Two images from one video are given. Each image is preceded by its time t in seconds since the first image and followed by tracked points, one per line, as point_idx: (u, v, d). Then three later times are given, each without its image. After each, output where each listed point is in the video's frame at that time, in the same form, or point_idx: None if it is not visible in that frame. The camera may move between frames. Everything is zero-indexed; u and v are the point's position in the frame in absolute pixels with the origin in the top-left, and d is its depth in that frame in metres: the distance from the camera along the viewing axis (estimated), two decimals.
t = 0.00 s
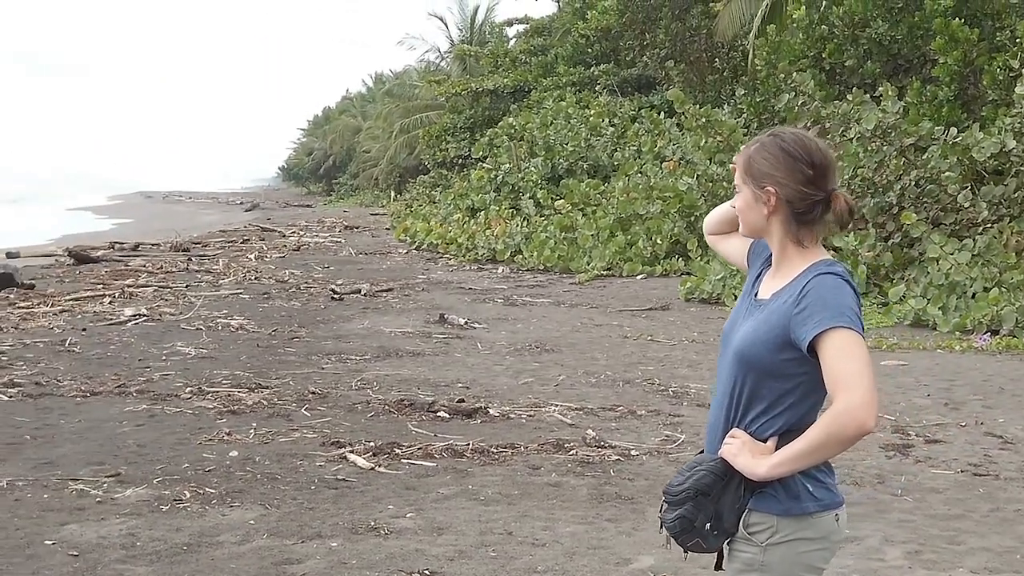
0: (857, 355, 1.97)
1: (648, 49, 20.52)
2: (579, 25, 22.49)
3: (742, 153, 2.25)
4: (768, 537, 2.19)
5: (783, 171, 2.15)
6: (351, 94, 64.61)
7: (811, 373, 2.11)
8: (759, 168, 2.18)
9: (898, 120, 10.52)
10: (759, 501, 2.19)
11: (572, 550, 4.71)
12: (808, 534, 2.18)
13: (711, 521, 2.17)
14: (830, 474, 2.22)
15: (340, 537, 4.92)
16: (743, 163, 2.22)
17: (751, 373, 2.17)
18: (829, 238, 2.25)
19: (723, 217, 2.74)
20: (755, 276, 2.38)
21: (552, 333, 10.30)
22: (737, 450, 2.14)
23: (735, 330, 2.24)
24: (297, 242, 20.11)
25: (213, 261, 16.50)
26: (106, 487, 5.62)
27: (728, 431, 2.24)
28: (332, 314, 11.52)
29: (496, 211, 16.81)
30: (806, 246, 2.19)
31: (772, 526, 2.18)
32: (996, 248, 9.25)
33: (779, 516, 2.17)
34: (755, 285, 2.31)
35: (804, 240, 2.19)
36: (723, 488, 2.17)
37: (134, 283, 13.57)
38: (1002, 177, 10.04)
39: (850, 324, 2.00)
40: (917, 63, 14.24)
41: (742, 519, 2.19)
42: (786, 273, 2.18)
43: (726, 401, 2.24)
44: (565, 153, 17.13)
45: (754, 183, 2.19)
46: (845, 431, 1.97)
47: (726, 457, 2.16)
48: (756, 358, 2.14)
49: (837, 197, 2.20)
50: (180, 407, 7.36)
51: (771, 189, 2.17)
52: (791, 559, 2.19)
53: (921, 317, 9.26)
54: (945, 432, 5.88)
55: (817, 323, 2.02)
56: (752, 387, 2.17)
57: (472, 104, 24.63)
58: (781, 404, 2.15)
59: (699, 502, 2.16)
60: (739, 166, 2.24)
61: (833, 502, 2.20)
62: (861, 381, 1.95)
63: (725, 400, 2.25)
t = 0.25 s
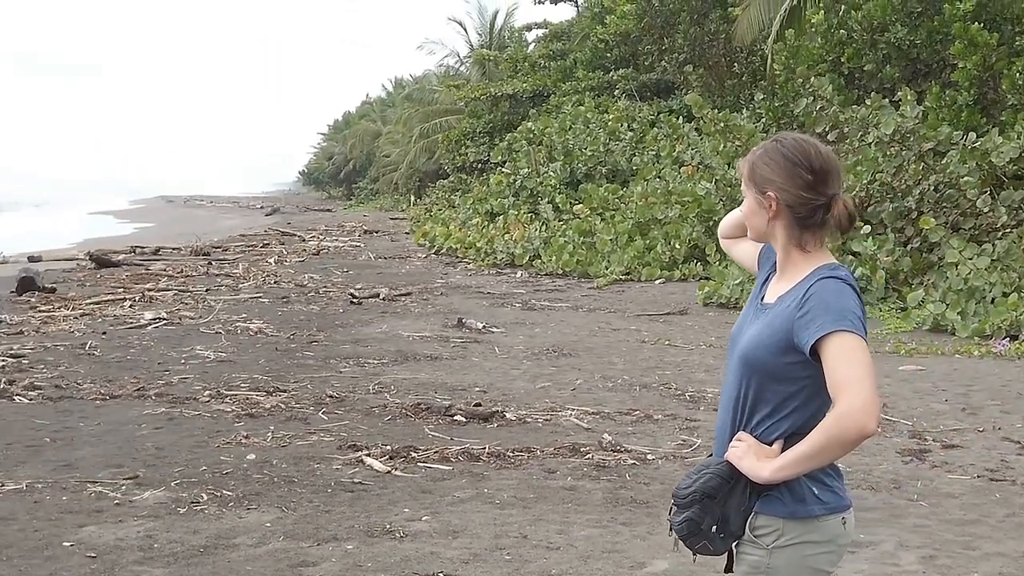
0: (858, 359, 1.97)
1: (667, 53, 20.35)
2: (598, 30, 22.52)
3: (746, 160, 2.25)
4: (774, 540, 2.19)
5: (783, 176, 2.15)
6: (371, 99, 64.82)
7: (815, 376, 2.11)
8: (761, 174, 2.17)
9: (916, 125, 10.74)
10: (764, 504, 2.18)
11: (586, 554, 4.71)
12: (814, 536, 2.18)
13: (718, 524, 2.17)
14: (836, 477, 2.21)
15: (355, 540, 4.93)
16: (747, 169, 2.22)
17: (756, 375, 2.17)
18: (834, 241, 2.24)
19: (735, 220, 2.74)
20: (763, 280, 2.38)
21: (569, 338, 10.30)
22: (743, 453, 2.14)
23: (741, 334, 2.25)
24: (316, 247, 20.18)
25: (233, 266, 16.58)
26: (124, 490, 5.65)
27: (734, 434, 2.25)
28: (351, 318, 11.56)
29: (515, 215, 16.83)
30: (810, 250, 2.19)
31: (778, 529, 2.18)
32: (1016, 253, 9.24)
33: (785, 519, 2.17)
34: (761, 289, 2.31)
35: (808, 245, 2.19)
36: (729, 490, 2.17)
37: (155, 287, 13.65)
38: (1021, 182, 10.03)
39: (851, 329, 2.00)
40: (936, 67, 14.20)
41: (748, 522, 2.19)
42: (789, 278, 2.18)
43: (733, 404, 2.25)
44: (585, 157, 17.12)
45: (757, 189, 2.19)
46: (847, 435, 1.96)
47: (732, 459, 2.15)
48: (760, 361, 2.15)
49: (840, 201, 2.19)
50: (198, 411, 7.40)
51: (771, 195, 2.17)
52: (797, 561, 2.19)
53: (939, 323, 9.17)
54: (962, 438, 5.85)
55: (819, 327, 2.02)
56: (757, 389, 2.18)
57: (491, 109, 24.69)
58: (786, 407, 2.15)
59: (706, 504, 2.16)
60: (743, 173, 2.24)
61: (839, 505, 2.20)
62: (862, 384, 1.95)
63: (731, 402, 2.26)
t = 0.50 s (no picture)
0: (859, 362, 1.97)
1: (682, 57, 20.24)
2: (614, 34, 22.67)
3: (751, 164, 2.26)
4: (778, 542, 2.18)
5: (785, 180, 2.15)
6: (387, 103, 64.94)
7: (819, 378, 2.11)
8: (764, 178, 2.18)
9: (933, 128, 10.76)
10: (768, 506, 2.18)
11: (596, 556, 4.71)
12: (818, 538, 2.17)
13: (722, 526, 2.17)
14: (842, 479, 2.20)
15: (366, 542, 4.94)
16: (752, 174, 2.23)
17: (760, 377, 2.17)
18: (839, 244, 2.23)
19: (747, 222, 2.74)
20: (771, 282, 2.38)
21: (583, 341, 10.29)
22: (746, 455, 2.14)
23: (747, 336, 2.25)
24: (332, 250, 20.24)
25: (248, 268, 16.63)
26: (138, 491, 5.69)
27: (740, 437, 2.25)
28: (366, 321, 11.59)
29: (530, 219, 16.83)
30: (813, 253, 2.18)
31: (781, 531, 2.18)
32: None
33: (788, 521, 2.17)
34: (768, 291, 2.31)
35: (811, 248, 2.18)
36: (734, 492, 2.17)
37: (171, 290, 13.72)
38: None
39: (852, 331, 1.99)
40: (953, 70, 14.08)
41: (752, 524, 2.19)
42: (793, 281, 2.18)
43: (738, 406, 2.25)
44: (600, 161, 17.10)
45: (760, 193, 2.19)
46: (847, 437, 1.96)
47: (735, 461, 2.16)
48: (764, 363, 2.15)
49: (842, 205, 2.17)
50: (212, 413, 7.43)
51: (773, 199, 2.17)
52: (801, 563, 2.18)
53: (954, 326, 9.11)
54: (975, 442, 5.82)
55: (820, 330, 2.02)
56: (760, 392, 2.18)
57: (507, 112, 24.70)
58: (790, 410, 2.14)
59: (710, 506, 2.17)
60: (747, 178, 2.25)
61: (844, 507, 2.18)
62: (863, 386, 1.94)
63: (737, 405, 2.26)
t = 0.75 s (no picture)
0: (859, 362, 1.97)
1: (700, 58, 20.22)
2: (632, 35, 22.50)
3: (756, 166, 2.26)
4: (782, 541, 2.18)
5: (785, 182, 2.15)
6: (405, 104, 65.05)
7: (822, 378, 2.11)
8: (766, 180, 2.18)
9: (950, 130, 10.63)
10: (773, 505, 2.18)
11: (608, 556, 4.71)
12: (823, 538, 2.18)
13: (728, 525, 2.17)
14: (846, 479, 2.20)
15: (380, 540, 4.96)
16: (756, 176, 2.23)
17: (763, 377, 2.17)
18: (844, 245, 2.22)
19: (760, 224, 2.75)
20: (780, 283, 2.38)
21: (599, 342, 10.29)
22: (751, 455, 2.14)
23: (753, 336, 2.25)
24: (350, 250, 20.29)
25: (266, 268, 16.69)
26: (153, 489, 5.72)
27: (746, 436, 2.25)
28: (382, 320, 11.62)
29: (547, 219, 16.84)
30: (815, 254, 2.18)
31: (786, 530, 2.18)
32: None
33: (793, 520, 2.17)
34: (775, 292, 2.31)
35: (814, 250, 2.18)
36: (739, 492, 2.17)
37: (188, 289, 13.79)
38: None
39: (853, 331, 1.99)
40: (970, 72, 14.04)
41: (757, 523, 2.19)
42: (797, 282, 2.18)
43: (744, 406, 2.25)
44: (617, 162, 17.08)
45: (763, 195, 2.20)
46: (847, 436, 1.96)
47: (740, 461, 2.16)
48: (767, 363, 2.15)
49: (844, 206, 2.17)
50: (228, 412, 7.47)
51: (775, 201, 2.17)
52: (806, 562, 2.18)
53: (971, 328, 9.08)
54: (990, 444, 5.80)
55: (822, 330, 2.02)
56: (763, 392, 2.18)
57: (525, 113, 24.71)
58: (793, 409, 2.14)
59: (715, 505, 2.16)
60: (752, 180, 2.25)
61: (848, 507, 2.19)
62: (863, 386, 1.94)
63: (743, 404, 2.26)
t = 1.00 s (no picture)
0: (859, 361, 1.96)
1: (715, 59, 20.15)
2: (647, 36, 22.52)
3: (760, 169, 2.26)
4: (785, 540, 2.18)
5: (786, 184, 2.15)
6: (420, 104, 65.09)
7: (824, 378, 2.10)
8: (768, 182, 2.19)
9: (965, 132, 10.58)
10: (776, 505, 2.18)
11: (617, 555, 4.72)
12: (826, 538, 2.16)
13: (731, 524, 2.18)
14: (850, 479, 2.18)
15: (390, 539, 4.98)
16: (759, 178, 2.24)
17: (766, 377, 2.17)
18: (847, 245, 2.21)
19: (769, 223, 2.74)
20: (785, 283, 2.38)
21: (611, 342, 10.29)
22: (754, 454, 2.15)
23: (757, 337, 2.25)
24: (364, 250, 20.33)
25: (280, 268, 16.74)
26: (165, 487, 5.75)
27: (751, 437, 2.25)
28: (396, 321, 11.64)
29: (561, 220, 16.84)
30: (817, 255, 2.18)
31: (788, 530, 2.17)
32: None
33: (795, 520, 2.16)
34: (780, 293, 2.31)
35: (816, 250, 2.18)
36: (742, 491, 2.18)
37: (203, 289, 13.85)
38: None
39: (853, 330, 1.99)
40: (987, 74, 14.00)
41: (761, 522, 2.19)
42: (800, 283, 2.18)
43: (748, 406, 2.25)
44: (631, 163, 17.06)
45: (765, 197, 2.20)
46: (847, 434, 1.96)
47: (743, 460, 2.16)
48: (770, 363, 2.15)
49: (845, 206, 2.16)
50: (241, 411, 7.50)
51: (776, 203, 2.17)
52: (809, 562, 2.17)
53: (985, 330, 9.02)
54: (1003, 446, 5.76)
55: (822, 329, 2.02)
56: (767, 391, 2.18)
57: (540, 115, 24.71)
58: (795, 409, 2.14)
59: (719, 504, 2.18)
60: (756, 182, 2.25)
61: (852, 508, 2.17)
62: (862, 385, 1.94)
63: (747, 405, 2.26)
